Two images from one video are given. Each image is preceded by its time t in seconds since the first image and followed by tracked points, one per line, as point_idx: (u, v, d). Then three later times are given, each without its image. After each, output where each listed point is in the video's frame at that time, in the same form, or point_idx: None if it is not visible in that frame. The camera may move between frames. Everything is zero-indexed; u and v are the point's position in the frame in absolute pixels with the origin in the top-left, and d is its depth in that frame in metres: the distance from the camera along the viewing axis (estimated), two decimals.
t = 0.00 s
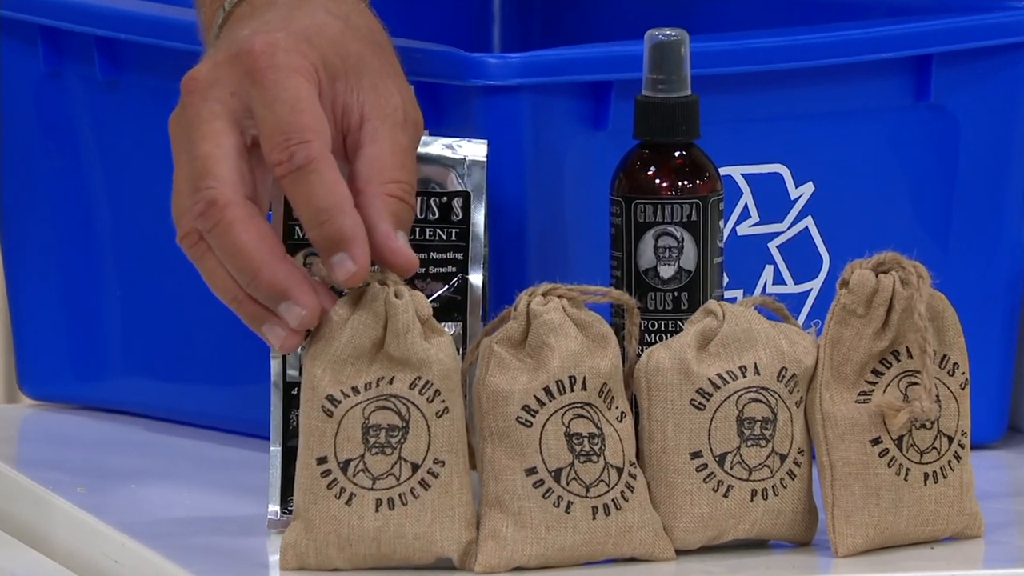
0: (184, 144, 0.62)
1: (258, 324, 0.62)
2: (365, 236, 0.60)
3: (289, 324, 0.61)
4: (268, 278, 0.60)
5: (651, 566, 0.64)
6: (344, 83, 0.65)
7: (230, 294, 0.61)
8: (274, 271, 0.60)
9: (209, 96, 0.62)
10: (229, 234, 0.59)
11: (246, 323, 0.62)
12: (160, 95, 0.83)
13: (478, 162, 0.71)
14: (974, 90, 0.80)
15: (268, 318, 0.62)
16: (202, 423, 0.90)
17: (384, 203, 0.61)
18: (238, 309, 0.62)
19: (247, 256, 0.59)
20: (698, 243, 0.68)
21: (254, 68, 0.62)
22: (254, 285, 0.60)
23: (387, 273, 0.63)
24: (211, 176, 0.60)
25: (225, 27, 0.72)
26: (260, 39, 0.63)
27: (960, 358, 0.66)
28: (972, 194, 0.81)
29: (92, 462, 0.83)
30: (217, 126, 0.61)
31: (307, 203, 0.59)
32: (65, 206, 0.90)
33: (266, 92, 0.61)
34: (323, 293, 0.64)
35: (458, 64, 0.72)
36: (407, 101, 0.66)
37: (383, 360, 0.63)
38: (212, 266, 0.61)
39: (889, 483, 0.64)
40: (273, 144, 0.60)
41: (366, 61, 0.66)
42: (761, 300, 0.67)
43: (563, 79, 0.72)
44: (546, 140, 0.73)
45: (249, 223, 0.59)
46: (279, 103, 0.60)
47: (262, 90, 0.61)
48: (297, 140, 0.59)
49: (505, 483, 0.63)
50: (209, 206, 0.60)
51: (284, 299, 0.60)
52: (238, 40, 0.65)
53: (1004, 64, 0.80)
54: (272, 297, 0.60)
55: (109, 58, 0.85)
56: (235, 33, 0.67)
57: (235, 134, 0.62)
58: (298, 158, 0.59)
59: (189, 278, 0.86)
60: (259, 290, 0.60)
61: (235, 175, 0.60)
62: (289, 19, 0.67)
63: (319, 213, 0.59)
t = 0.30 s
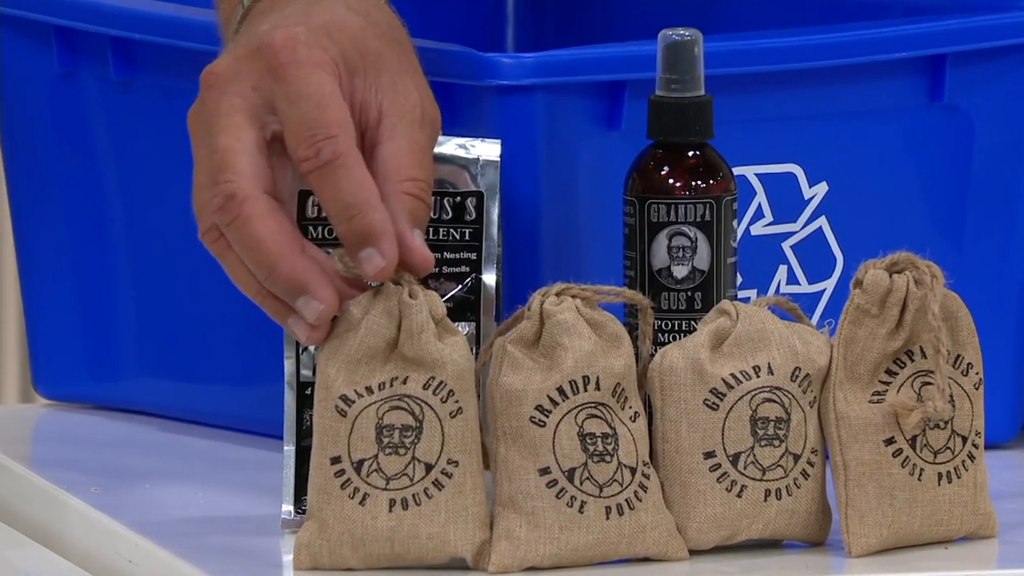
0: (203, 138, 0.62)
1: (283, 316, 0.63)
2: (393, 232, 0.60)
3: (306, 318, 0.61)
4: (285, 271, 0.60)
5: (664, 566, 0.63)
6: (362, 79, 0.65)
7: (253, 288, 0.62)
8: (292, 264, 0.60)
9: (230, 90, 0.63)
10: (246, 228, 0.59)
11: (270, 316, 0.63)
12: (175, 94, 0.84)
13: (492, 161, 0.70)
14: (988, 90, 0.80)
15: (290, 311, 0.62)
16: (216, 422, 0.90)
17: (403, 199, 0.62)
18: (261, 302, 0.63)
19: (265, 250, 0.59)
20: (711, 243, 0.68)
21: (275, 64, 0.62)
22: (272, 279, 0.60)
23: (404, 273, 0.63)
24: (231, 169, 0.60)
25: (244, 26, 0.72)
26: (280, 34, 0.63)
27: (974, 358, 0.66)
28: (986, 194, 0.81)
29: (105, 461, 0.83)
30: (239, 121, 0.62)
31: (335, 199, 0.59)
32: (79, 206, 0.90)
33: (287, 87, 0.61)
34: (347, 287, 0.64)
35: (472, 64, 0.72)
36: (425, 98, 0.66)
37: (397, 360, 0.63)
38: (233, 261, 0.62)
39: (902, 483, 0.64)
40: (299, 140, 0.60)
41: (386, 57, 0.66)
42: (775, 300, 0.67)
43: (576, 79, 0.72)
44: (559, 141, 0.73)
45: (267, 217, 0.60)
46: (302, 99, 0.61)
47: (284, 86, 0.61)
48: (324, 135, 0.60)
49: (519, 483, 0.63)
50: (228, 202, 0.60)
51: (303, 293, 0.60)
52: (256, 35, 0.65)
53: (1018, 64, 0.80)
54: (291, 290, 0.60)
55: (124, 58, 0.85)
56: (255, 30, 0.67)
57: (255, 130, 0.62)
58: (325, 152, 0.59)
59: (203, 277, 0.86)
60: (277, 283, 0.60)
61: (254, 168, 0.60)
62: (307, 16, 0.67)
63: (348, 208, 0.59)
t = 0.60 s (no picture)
0: (214, 137, 0.63)
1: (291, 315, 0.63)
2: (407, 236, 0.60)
3: (318, 316, 0.61)
4: (300, 269, 0.60)
5: (676, 566, 0.63)
6: (372, 79, 0.65)
7: (263, 284, 0.62)
8: (307, 262, 0.60)
9: (241, 89, 0.63)
10: (262, 224, 0.60)
11: (280, 314, 0.63)
12: (185, 93, 0.84)
13: (503, 161, 0.71)
14: (1000, 89, 0.80)
15: (300, 310, 0.62)
16: (227, 422, 0.91)
17: (414, 201, 0.62)
18: (271, 300, 0.62)
19: (280, 246, 0.60)
20: (723, 243, 0.67)
21: (286, 64, 0.62)
22: (286, 276, 0.60)
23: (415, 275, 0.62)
24: (245, 166, 0.60)
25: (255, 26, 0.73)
26: (291, 34, 0.63)
27: (986, 358, 0.66)
28: (997, 193, 0.81)
29: (115, 461, 0.84)
30: (251, 119, 0.62)
31: (350, 202, 0.60)
32: (90, 205, 0.90)
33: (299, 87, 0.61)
34: (357, 289, 0.64)
35: (483, 63, 0.72)
36: (435, 98, 0.66)
37: (406, 360, 0.63)
38: (245, 258, 0.62)
39: (914, 483, 0.64)
40: (316, 145, 0.60)
41: (398, 57, 0.66)
42: (787, 300, 0.67)
43: (587, 78, 0.72)
44: (572, 140, 0.73)
45: (283, 214, 0.60)
46: (314, 99, 0.61)
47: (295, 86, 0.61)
48: (338, 141, 0.60)
49: (530, 483, 0.63)
50: (241, 200, 0.60)
51: (316, 291, 0.60)
52: (267, 34, 0.65)
53: None
54: (305, 289, 0.60)
55: (134, 58, 0.85)
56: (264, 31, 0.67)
57: (268, 129, 0.62)
58: (340, 158, 0.59)
59: (213, 277, 0.86)
60: (291, 281, 0.60)
61: (270, 165, 0.61)
62: (318, 16, 0.68)
63: (362, 212, 0.60)
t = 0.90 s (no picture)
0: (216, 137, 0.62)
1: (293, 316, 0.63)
2: (407, 234, 0.60)
3: (321, 316, 0.61)
4: (302, 269, 0.60)
5: (680, 566, 0.63)
6: (374, 79, 0.65)
7: (265, 285, 0.62)
8: (309, 262, 0.60)
9: (241, 89, 0.63)
10: (264, 224, 0.60)
11: (281, 314, 0.63)
12: (188, 93, 0.84)
13: (507, 161, 0.71)
14: (1004, 89, 0.80)
15: (302, 310, 0.62)
16: (231, 422, 0.91)
17: (416, 202, 0.62)
18: (272, 300, 0.62)
19: (283, 246, 0.60)
20: (727, 243, 0.67)
21: (287, 64, 0.62)
22: (287, 276, 0.60)
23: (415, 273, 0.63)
24: (248, 165, 0.60)
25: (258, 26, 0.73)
26: (292, 34, 0.63)
27: (990, 358, 0.66)
28: (1001, 193, 0.81)
29: (118, 461, 0.84)
30: (253, 119, 0.62)
31: (350, 200, 0.60)
32: (93, 205, 0.90)
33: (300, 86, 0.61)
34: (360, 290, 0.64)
35: (487, 63, 0.72)
36: (437, 98, 0.66)
37: (409, 359, 0.63)
38: (247, 257, 0.62)
39: (918, 483, 0.64)
40: (315, 143, 0.60)
41: (398, 56, 0.66)
42: (791, 300, 0.67)
43: (592, 79, 0.72)
44: (575, 140, 0.73)
45: (285, 213, 0.60)
46: (316, 100, 0.61)
47: (296, 87, 0.62)
48: (338, 138, 0.60)
49: (535, 482, 0.63)
50: (242, 202, 0.60)
51: (318, 291, 0.60)
52: (269, 34, 0.65)
53: None
54: (306, 289, 0.60)
55: (137, 58, 0.85)
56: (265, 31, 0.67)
57: (267, 128, 0.62)
58: (341, 155, 0.59)
59: (216, 277, 0.87)
60: (293, 281, 0.60)
61: (272, 165, 0.61)
62: (319, 17, 0.68)
63: (362, 209, 0.60)
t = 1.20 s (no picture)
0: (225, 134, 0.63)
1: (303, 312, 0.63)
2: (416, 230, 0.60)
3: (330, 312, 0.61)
4: (310, 265, 0.60)
5: (681, 566, 0.63)
6: (382, 76, 0.66)
7: (274, 280, 0.62)
8: (317, 258, 0.60)
9: (248, 85, 0.63)
10: (272, 220, 0.60)
11: (291, 310, 0.63)
12: (191, 93, 0.84)
13: (509, 161, 0.71)
14: (1006, 89, 0.80)
15: (311, 306, 0.62)
16: (233, 422, 0.91)
17: (425, 198, 0.62)
18: (282, 296, 0.63)
19: (291, 242, 0.60)
20: (728, 243, 0.67)
21: (295, 60, 0.62)
22: (296, 273, 0.60)
23: (422, 273, 0.63)
24: (257, 162, 0.60)
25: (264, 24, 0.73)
26: (300, 30, 0.63)
27: (992, 358, 0.66)
28: (1002, 193, 0.81)
29: (120, 461, 0.84)
30: (262, 115, 0.62)
31: (359, 196, 0.60)
32: (96, 205, 0.90)
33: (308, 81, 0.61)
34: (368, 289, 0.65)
35: (490, 63, 0.72)
36: (446, 95, 0.66)
37: (414, 358, 0.63)
38: (255, 254, 0.62)
39: (920, 483, 0.64)
40: (324, 139, 0.60)
41: (407, 52, 0.66)
42: (792, 300, 0.67)
43: (592, 78, 0.72)
44: (577, 140, 0.73)
45: (293, 210, 0.60)
46: (325, 95, 0.61)
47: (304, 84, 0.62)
48: (347, 134, 0.60)
49: (536, 482, 0.63)
50: (250, 200, 0.60)
51: (327, 287, 0.60)
52: (276, 31, 0.65)
53: None
54: (315, 285, 0.60)
55: (141, 58, 0.85)
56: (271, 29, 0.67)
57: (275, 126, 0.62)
58: (349, 151, 0.59)
59: (218, 276, 0.87)
60: (302, 277, 0.60)
61: (280, 163, 0.61)
62: (327, 14, 0.68)
63: (371, 205, 0.59)
